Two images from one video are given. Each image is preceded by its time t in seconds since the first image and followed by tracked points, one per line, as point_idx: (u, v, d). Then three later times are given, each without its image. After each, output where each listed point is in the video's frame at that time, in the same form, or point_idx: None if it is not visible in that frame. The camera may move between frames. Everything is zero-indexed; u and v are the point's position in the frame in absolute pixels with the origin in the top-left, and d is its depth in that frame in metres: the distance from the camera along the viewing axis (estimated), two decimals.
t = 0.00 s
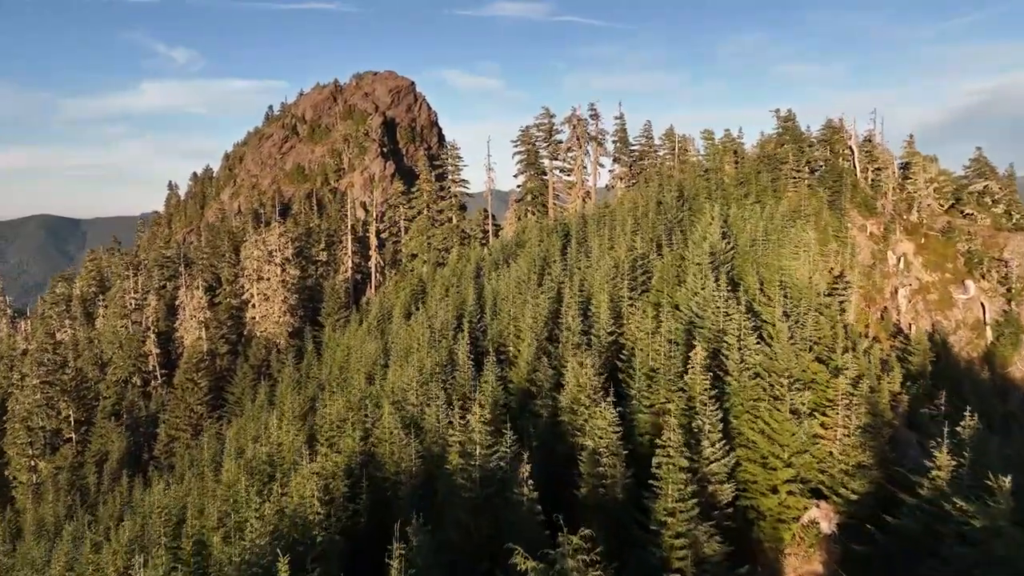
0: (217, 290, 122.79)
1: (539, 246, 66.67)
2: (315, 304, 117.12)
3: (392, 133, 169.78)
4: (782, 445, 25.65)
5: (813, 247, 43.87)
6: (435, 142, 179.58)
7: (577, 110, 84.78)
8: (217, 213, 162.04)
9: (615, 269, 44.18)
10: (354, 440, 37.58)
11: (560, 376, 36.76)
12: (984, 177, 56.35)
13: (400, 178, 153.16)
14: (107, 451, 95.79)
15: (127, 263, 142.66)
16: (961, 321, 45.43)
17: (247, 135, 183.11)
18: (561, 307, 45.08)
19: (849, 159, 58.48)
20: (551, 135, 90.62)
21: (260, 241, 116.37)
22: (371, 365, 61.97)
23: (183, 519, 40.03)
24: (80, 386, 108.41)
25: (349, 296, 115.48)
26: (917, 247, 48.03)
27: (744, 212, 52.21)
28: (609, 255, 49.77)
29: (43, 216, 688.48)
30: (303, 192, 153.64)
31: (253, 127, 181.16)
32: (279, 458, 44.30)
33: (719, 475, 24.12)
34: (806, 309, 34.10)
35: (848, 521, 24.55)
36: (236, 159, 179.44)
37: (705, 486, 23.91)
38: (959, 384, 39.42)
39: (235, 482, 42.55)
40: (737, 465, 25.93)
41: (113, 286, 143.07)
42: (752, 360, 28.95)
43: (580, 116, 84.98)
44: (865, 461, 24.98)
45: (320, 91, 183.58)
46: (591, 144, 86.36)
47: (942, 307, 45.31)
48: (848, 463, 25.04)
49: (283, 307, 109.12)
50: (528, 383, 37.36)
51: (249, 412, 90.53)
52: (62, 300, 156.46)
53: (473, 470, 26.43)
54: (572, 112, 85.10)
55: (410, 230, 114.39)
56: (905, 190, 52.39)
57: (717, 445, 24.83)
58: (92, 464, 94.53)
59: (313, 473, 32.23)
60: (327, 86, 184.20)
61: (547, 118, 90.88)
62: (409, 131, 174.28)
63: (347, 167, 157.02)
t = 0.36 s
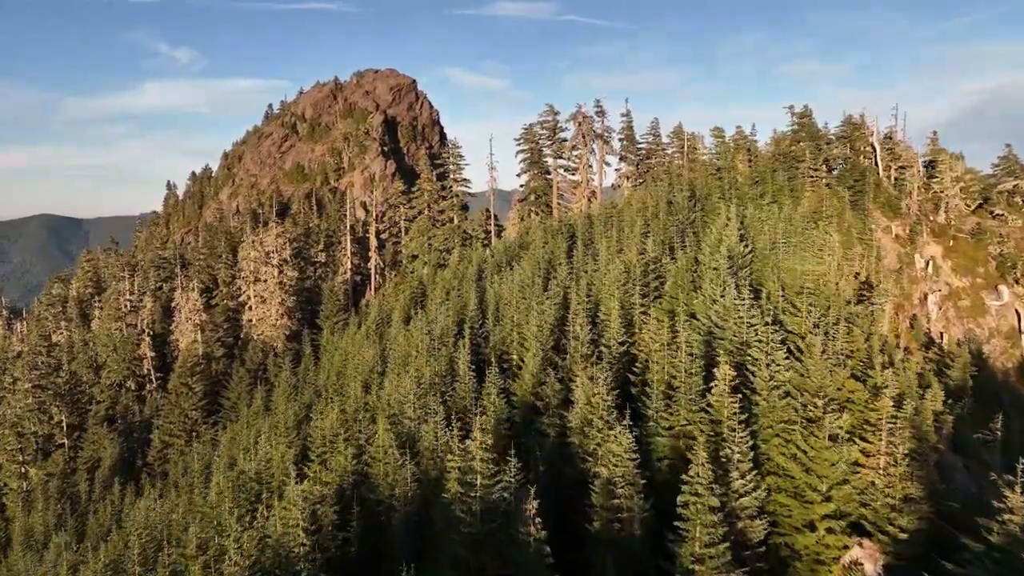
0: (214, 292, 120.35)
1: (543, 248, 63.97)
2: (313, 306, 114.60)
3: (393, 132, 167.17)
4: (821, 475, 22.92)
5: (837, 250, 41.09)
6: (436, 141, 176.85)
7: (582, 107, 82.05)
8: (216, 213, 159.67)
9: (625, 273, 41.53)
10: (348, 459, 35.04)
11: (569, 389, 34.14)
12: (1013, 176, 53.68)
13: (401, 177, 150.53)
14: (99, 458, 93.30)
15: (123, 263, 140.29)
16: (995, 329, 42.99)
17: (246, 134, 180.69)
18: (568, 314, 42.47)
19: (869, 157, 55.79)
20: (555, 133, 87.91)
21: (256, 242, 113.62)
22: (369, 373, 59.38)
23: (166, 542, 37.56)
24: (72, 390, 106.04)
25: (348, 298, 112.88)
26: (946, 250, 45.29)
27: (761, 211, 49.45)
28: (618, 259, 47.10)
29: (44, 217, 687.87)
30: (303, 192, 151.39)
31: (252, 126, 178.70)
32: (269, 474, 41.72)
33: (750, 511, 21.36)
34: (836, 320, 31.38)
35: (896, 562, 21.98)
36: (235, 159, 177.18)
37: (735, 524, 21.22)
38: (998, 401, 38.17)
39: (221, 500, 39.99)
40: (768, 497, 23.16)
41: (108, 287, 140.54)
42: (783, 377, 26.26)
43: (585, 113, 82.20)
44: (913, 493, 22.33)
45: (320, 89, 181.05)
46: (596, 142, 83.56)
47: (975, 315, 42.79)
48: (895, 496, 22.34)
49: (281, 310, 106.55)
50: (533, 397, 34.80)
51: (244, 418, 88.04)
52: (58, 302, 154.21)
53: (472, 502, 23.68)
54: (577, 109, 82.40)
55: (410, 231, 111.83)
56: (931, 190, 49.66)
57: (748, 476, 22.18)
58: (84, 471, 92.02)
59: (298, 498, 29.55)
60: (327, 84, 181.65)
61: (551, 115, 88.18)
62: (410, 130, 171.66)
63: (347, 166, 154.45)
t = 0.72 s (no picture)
0: (210, 294, 117.99)
1: (548, 250, 61.36)
2: (312, 308, 112.15)
3: (393, 130, 164.66)
4: (867, 512, 20.24)
5: (862, 253, 38.40)
6: (438, 140, 174.30)
7: (587, 104, 79.33)
8: (214, 213, 157.44)
9: (636, 278, 38.93)
10: (339, 480, 32.64)
11: (578, 405, 31.63)
12: None
13: (401, 177, 147.85)
14: (91, 464, 90.98)
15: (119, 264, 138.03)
16: None
17: (245, 133, 178.41)
18: (574, 323, 39.96)
19: (891, 156, 53.11)
20: (559, 130, 85.40)
21: (253, 242, 111.18)
22: (366, 381, 56.74)
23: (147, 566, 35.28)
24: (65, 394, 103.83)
25: (347, 301, 110.06)
26: (976, 253, 43.63)
27: (778, 211, 46.80)
28: (628, 263, 44.52)
29: (46, 216, 687.64)
30: (302, 191, 149.17)
31: (251, 124, 176.42)
32: (257, 492, 39.33)
33: (788, 553, 18.59)
34: (870, 332, 28.77)
35: None
36: (235, 158, 175.05)
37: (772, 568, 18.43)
38: None
39: (206, 521, 37.63)
40: (805, 537, 20.42)
41: (104, 288, 138.39)
42: (817, 398, 23.69)
43: (590, 109, 79.51)
44: (972, 534, 19.64)
45: (320, 88, 178.72)
46: (602, 140, 80.88)
47: (1011, 323, 40.02)
48: (951, 537, 19.67)
49: (277, 312, 104.00)
50: (540, 415, 32.50)
51: (239, 424, 85.69)
52: (54, 303, 152.21)
53: (472, 542, 21.14)
54: (582, 106, 79.67)
55: (411, 232, 109.40)
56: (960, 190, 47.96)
57: (784, 513, 19.50)
58: (75, 477, 89.78)
59: (283, 527, 27.05)
60: (327, 82, 179.16)
61: (555, 112, 85.62)
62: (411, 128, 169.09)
63: (346, 165, 152.01)
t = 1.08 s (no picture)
0: (206, 296, 115.56)
1: (553, 252, 58.70)
2: (310, 310, 109.67)
3: (394, 128, 161.83)
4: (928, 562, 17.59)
5: (894, 256, 35.59)
6: (439, 138, 171.35)
7: (593, 99, 76.38)
8: (211, 212, 154.86)
9: (649, 284, 36.23)
10: (327, 507, 30.04)
11: (588, 425, 29.00)
12: None
13: (402, 176, 145.26)
14: (81, 471, 88.42)
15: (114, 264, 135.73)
16: None
17: (243, 131, 175.86)
18: (582, 331, 37.31)
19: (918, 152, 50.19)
20: (564, 127, 82.59)
21: (250, 242, 108.46)
22: (363, 389, 54.07)
23: None
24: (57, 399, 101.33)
25: (346, 302, 107.33)
26: (1014, 256, 41.51)
27: (798, 210, 43.97)
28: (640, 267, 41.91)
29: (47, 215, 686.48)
30: (301, 191, 146.63)
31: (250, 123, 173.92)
32: (242, 514, 36.72)
33: None
34: (912, 346, 26.12)
35: None
36: (233, 157, 172.61)
37: None
38: None
39: (187, 547, 35.11)
40: None
41: (99, 289, 135.92)
42: (865, 425, 20.96)
43: (597, 105, 76.56)
44: None
45: (320, 85, 176.12)
46: (608, 137, 77.99)
47: None
48: None
49: (274, 315, 100.63)
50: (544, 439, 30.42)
51: (233, 431, 83.10)
52: (50, 304, 149.89)
53: None
54: (588, 102, 76.71)
55: (411, 232, 107.13)
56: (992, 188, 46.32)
57: (838, 565, 16.75)
58: (66, 485, 87.24)
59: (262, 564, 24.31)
60: (328, 80, 176.58)
61: (560, 108, 82.78)
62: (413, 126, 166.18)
63: (347, 165, 149.41)
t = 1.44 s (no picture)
0: (203, 298, 113.24)
1: (559, 255, 56.18)
2: (309, 313, 107.28)
3: (396, 127, 159.23)
4: None
5: (932, 262, 32.84)
6: (442, 136, 168.56)
7: (600, 96, 73.72)
8: (211, 212, 152.54)
9: (664, 291, 33.68)
10: (316, 535, 27.57)
11: (600, 449, 26.59)
12: None
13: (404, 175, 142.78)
14: (73, 479, 85.89)
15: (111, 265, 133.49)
16: None
17: (243, 131, 173.72)
18: (591, 341, 34.82)
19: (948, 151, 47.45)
20: (569, 125, 80.05)
21: (248, 243, 106.12)
22: (360, 397, 51.46)
23: None
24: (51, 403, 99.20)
25: (346, 305, 105.04)
26: None
27: (822, 210, 41.21)
28: (653, 272, 39.42)
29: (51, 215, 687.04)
30: (302, 191, 144.32)
31: (251, 122, 171.75)
32: (226, 538, 34.31)
33: None
34: (965, 365, 23.44)
35: None
36: (234, 156, 170.52)
37: None
38: None
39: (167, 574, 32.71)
40: None
41: (96, 290, 133.86)
42: (925, 455, 18.19)
43: (604, 102, 73.87)
44: None
45: (321, 83, 173.74)
46: (616, 135, 75.28)
47: None
48: None
49: (272, 318, 98.24)
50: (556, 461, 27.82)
51: (229, 438, 80.83)
52: (48, 306, 147.94)
53: None
54: (595, 99, 74.06)
55: (413, 233, 104.79)
56: None
57: None
58: (58, 493, 85.10)
59: None
60: (329, 78, 174.25)
61: (566, 105, 80.28)
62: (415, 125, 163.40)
63: (348, 164, 147.06)
